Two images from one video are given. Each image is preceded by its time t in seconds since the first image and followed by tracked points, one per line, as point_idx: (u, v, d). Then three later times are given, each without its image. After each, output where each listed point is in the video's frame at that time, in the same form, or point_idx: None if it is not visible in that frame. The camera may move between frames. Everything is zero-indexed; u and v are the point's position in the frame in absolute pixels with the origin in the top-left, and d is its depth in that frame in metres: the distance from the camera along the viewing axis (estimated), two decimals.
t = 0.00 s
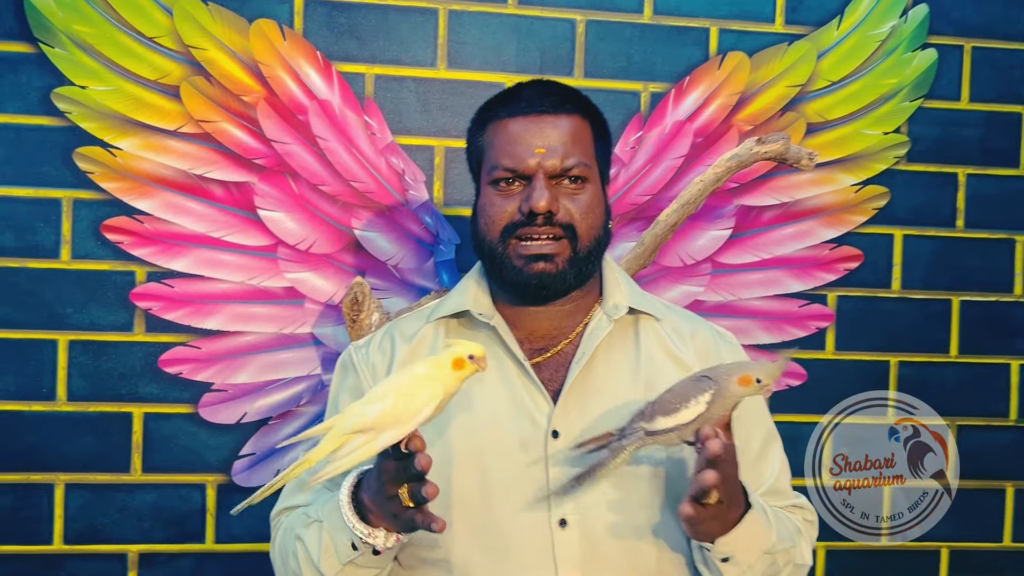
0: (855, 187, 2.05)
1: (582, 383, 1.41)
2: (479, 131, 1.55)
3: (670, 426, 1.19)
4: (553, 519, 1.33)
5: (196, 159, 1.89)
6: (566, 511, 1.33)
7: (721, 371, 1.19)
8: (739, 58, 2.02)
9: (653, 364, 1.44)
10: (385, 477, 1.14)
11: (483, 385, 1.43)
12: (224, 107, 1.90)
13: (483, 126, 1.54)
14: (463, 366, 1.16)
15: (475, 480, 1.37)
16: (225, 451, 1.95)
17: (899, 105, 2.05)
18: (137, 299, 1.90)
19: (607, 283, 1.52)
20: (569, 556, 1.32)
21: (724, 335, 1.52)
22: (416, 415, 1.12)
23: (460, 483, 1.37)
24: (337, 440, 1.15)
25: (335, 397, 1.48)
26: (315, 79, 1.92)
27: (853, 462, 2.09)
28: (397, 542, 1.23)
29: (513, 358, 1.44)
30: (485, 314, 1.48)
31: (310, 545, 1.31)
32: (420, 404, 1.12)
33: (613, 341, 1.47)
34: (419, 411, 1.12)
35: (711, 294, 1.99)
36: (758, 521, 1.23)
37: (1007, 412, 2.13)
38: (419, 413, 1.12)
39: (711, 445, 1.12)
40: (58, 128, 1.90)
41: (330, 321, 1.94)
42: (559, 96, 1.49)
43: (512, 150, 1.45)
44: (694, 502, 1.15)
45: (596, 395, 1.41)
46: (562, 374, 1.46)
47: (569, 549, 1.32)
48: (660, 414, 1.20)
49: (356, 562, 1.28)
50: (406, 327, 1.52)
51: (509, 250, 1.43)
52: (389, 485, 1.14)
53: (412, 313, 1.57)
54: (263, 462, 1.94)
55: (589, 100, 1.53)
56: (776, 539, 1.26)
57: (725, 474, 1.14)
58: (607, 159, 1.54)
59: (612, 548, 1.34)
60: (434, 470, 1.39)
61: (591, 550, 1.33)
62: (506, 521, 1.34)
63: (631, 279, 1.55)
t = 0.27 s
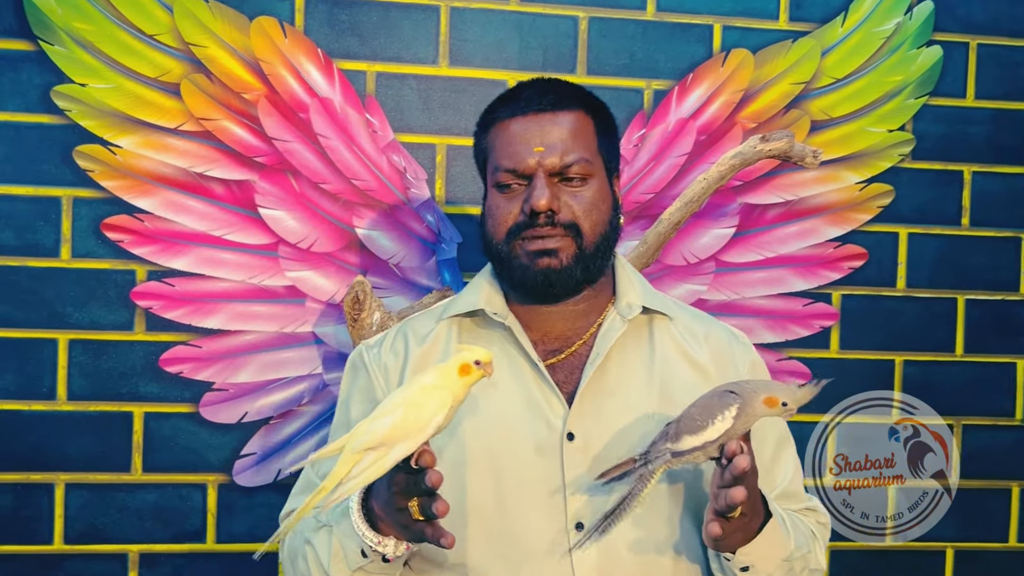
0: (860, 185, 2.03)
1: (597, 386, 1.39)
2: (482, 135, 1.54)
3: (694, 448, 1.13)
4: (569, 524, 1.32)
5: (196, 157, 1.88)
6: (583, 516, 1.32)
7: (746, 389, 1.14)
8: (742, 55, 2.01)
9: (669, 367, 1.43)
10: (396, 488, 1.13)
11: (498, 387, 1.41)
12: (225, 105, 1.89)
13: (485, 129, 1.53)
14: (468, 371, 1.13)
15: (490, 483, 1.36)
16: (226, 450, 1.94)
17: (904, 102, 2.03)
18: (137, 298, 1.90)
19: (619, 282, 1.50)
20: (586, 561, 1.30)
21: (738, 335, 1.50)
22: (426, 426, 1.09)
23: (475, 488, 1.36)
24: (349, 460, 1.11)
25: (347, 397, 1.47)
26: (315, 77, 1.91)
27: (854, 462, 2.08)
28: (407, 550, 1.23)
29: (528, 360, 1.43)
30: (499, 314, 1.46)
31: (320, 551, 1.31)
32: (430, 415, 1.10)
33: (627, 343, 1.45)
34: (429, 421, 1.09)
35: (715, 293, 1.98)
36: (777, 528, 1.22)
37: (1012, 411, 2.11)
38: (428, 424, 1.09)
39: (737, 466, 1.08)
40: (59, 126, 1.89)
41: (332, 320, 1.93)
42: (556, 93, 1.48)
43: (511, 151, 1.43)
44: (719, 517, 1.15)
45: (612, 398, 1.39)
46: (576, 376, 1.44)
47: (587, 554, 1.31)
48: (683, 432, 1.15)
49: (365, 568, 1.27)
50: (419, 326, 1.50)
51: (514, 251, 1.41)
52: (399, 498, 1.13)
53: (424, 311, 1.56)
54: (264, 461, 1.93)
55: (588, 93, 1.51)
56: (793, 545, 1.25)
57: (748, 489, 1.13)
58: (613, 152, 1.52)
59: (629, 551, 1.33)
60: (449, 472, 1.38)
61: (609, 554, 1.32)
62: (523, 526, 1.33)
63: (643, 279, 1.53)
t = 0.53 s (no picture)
0: (864, 182, 2.03)
1: (619, 383, 1.39)
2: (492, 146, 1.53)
3: (714, 441, 1.12)
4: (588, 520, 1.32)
5: (199, 154, 1.88)
6: (601, 512, 1.32)
7: (765, 382, 1.14)
8: (746, 52, 2.01)
9: (691, 366, 1.42)
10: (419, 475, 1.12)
11: (520, 382, 1.41)
12: (229, 102, 1.89)
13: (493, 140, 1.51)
14: (491, 359, 1.14)
15: (510, 476, 1.36)
16: (229, 447, 1.94)
17: (908, 99, 2.03)
18: (141, 295, 1.89)
19: (642, 281, 1.49)
20: (603, 557, 1.31)
21: (761, 335, 1.49)
22: (450, 413, 1.10)
23: (494, 481, 1.36)
24: (376, 449, 1.11)
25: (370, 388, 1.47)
26: (318, 73, 1.90)
27: (854, 462, 2.07)
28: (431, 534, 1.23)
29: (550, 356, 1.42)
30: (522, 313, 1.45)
31: (344, 537, 1.30)
32: (454, 402, 1.11)
33: (649, 342, 1.45)
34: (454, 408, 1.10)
35: (718, 290, 1.98)
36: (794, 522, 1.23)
37: (1016, 409, 2.11)
38: (453, 410, 1.10)
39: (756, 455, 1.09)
40: (62, 122, 1.89)
41: (334, 317, 1.92)
42: (557, 101, 1.46)
43: (519, 165, 1.42)
44: (735, 507, 1.15)
45: (634, 394, 1.39)
46: (599, 373, 1.44)
47: (603, 550, 1.31)
48: (701, 426, 1.14)
49: (388, 556, 1.26)
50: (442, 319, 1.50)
51: (530, 262, 1.40)
52: (423, 482, 1.13)
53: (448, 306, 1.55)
54: (264, 458, 1.93)
55: (592, 95, 1.49)
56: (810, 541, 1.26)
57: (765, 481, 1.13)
58: (622, 152, 1.50)
59: (647, 548, 1.33)
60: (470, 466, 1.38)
61: (626, 549, 1.32)
62: (540, 520, 1.34)
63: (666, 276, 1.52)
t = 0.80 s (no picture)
0: (868, 177, 2.02)
1: (607, 376, 1.39)
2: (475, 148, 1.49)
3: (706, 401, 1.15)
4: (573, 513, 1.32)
5: (201, 149, 1.87)
6: (585, 506, 1.32)
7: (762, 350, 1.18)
8: (750, 46, 1.99)
9: (681, 360, 1.41)
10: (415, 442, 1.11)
11: (508, 375, 1.42)
12: (229, 97, 1.88)
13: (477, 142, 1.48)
14: (490, 320, 1.21)
15: (497, 468, 1.37)
16: (231, 443, 1.94)
17: (913, 94, 2.02)
18: (142, 290, 1.88)
19: (633, 276, 1.47)
20: (586, 551, 1.31)
21: (757, 329, 1.47)
22: (450, 365, 1.18)
23: (480, 475, 1.37)
24: (376, 398, 1.20)
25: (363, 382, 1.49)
26: (320, 68, 1.89)
27: (854, 462, 2.07)
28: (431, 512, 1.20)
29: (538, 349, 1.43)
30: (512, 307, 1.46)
31: (343, 522, 1.29)
32: (455, 357, 1.18)
33: (637, 337, 1.43)
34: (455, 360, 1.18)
35: (722, 286, 1.97)
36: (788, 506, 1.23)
37: (1021, 406, 2.10)
38: (455, 361, 1.18)
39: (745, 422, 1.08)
40: (63, 117, 1.89)
41: (336, 312, 1.92)
42: (536, 100, 1.42)
43: (506, 167, 1.39)
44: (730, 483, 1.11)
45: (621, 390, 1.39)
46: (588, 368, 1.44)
47: (587, 544, 1.31)
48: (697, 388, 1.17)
49: (386, 538, 1.25)
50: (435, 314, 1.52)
51: (524, 264, 1.38)
52: (420, 451, 1.11)
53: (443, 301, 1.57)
54: (266, 455, 1.93)
55: (572, 89, 1.46)
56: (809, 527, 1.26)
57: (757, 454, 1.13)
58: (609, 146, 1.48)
59: (633, 543, 1.32)
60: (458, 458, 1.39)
61: (611, 544, 1.32)
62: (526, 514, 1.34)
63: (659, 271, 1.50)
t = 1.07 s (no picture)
0: (875, 174, 2.00)
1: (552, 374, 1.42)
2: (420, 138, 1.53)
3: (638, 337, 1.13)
4: (513, 509, 1.35)
5: (205, 145, 1.87)
6: (526, 502, 1.36)
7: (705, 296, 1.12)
8: (756, 42, 1.98)
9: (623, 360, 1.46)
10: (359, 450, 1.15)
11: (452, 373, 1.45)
12: (233, 92, 1.88)
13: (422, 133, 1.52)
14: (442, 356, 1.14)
15: (438, 464, 1.40)
16: (234, 439, 1.93)
17: (920, 90, 2.00)
18: (146, 287, 1.88)
19: (580, 272, 1.52)
20: (525, 546, 1.35)
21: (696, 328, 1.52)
22: (394, 392, 1.11)
23: (422, 470, 1.40)
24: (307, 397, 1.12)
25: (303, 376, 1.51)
26: (324, 63, 1.89)
27: (854, 462, 2.06)
28: (370, 521, 1.24)
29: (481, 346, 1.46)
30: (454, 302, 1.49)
31: (279, 523, 1.33)
32: (400, 384, 1.11)
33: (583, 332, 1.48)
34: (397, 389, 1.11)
35: (727, 282, 1.96)
36: (732, 514, 1.25)
37: None
38: (398, 390, 1.11)
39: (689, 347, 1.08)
40: (67, 113, 1.88)
41: (341, 309, 1.91)
42: (480, 90, 1.47)
43: (451, 157, 1.43)
44: (677, 495, 1.17)
45: (566, 381, 1.42)
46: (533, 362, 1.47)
47: (527, 540, 1.35)
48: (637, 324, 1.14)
49: (324, 542, 1.29)
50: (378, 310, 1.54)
51: (471, 254, 1.42)
52: (365, 464, 1.14)
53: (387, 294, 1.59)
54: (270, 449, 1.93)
55: (518, 79, 1.49)
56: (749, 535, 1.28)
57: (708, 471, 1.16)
58: (556, 134, 1.52)
59: (570, 540, 1.36)
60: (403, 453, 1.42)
61: (549, 541, 1.36)
62: (467, 510, 1.37)
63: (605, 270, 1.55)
